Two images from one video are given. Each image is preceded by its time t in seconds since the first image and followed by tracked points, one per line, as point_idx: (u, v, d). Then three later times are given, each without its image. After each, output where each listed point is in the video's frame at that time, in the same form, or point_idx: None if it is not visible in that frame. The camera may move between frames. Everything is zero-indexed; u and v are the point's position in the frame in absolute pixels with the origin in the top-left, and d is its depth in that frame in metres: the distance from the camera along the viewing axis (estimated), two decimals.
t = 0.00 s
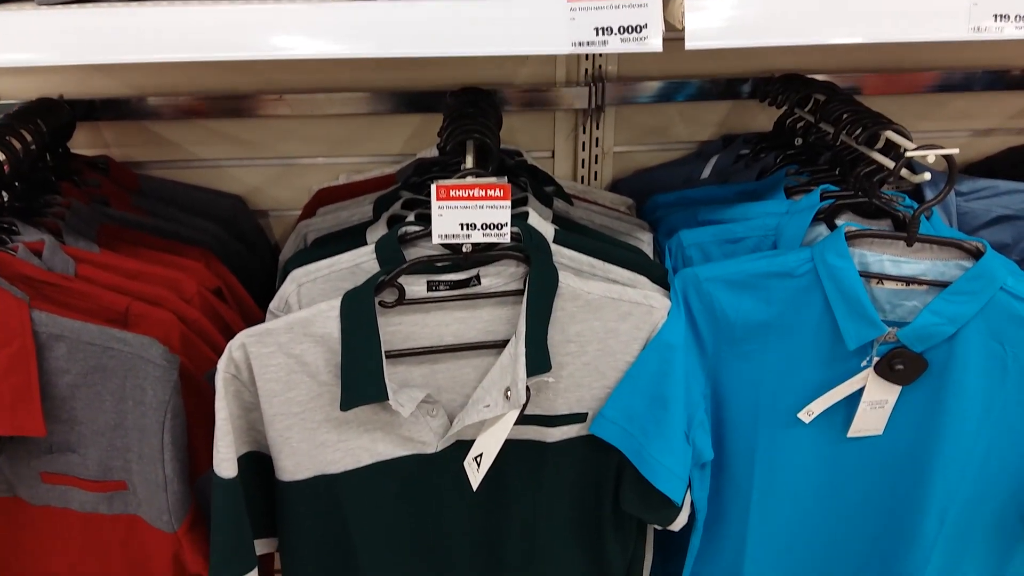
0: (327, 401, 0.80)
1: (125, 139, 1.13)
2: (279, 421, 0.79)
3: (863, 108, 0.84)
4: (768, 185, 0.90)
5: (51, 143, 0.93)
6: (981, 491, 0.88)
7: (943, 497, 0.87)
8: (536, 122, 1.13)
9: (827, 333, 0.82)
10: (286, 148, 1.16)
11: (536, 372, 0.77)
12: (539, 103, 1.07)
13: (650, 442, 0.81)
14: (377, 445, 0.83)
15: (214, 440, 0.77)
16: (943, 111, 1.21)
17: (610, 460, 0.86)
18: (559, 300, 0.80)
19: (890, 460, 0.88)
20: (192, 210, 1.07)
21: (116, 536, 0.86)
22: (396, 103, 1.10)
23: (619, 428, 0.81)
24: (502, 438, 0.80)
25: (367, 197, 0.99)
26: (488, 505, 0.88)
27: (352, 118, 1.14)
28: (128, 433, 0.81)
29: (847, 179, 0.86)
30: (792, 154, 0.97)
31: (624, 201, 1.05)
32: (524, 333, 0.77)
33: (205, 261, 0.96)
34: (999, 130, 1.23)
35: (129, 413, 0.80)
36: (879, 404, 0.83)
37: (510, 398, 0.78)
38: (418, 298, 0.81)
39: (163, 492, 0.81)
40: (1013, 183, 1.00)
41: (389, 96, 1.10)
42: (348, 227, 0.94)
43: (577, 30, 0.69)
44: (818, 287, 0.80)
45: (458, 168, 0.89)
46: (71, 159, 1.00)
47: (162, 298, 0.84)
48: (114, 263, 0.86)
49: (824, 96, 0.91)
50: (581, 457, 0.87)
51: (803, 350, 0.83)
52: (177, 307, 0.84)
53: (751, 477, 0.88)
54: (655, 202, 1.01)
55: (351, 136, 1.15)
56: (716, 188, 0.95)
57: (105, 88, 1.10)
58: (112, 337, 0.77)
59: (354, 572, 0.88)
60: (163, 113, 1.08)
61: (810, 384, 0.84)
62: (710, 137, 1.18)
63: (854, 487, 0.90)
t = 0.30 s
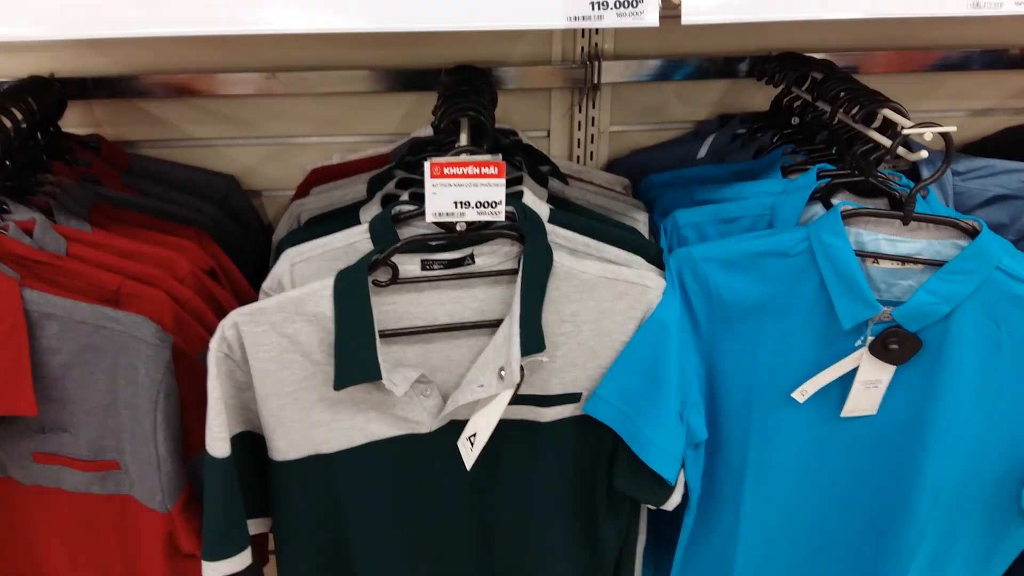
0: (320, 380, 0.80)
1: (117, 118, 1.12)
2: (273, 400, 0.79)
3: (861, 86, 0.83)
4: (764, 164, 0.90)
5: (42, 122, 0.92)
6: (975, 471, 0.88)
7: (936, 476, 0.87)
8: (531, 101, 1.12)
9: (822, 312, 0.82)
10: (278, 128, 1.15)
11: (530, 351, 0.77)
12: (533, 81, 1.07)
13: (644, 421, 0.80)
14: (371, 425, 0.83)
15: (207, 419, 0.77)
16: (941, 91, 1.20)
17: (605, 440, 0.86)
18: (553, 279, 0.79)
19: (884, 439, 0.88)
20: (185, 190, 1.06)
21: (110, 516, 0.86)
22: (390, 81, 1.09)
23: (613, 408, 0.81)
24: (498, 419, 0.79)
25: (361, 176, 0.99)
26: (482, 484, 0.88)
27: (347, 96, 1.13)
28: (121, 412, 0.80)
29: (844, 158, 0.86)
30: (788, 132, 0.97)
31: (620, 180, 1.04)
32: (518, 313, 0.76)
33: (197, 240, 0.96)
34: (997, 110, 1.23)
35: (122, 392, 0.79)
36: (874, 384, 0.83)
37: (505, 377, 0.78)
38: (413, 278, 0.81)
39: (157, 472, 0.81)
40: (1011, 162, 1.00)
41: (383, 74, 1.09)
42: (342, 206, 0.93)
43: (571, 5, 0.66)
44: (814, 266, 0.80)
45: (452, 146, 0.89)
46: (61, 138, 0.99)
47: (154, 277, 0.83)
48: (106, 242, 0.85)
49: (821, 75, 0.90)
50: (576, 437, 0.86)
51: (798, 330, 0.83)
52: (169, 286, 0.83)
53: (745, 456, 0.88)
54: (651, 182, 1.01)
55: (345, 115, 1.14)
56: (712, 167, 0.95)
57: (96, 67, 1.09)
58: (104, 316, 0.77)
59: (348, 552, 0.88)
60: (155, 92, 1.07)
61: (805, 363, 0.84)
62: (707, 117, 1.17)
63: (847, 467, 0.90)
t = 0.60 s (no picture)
0: (314, 364, 0.79)
1: (108, 101, 1.11)
2: (266, 384, 0.79)
3: (856, 68, 0.83)
4: (759, 148, 0.90)
5: (33, 104, 0.90)
6: (969, 453, 0.88)
7: (929, 459, 0.87)
8: (525, 84, 1.12)
9: (817, 296, 0.82)
10: (271, 111, 1.14)
11: (525, 335, 0.76)
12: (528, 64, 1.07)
13: (638, 405, 0.80)
14: (365, 408, 0.82)
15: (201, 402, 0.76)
16: (937, 74, 1.20)
17: (599, 424, 0.86)
18: (548, 263, 0.79)
19: (878, 423, 0.88)
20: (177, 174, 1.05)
21: (104, 500, 0.86)
22: (383, 63, 1.08)
23: (607, 391, 0.81)
24: (491, 401, 0.80)
25: (355, 159, 0.98)
26: (477, 468, 0.88)
27: (339, 79, 1.12)
28: (114, 396, 0.80)
29: (840, 141, 0.86)
30: (784, 116, 0.97)
31: (615, 164, 1.04)
32: (513, 296, 0.76)
33: (190, 223, 0.94)
34: (994, 94, 1.22)
35: (114, 376, 0.79)
36: (868, 367, 0.83)
37: (499, 361, 0.77)
38: (407, 261, 0.80)
39: (150, 457, 0.80)
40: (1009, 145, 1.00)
41: (375, 56, 1.08)
42: (336, 189, 0.93)
43: None
44: (809, 250, 0.79)
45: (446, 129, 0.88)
46: (52, 120, 0.98)
47: (147, 261, 0.82)
48: (98, 225, 0.84)
49: (817, 58, 0.90)
50: (570, 421, 0.86)
51: (793, 314, 0.83)
52: (161, 270, 0.83)
53: (739, 440, 0.88)
54: (646, 166, 1.00)
55: (338, 97, 1.14)
56: (707, 150, 0.95)
57: (86, 49, 1.08)
58: (96, 300, 0.76)
59: (343, 536, 0.88)
60: (145, 74, 1.06)
61: (800, 347, 0.84)
62: (703, 101, 1.16)
63: (841, 450, 0.90)
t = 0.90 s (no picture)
0: (312, 349, 0.79)
1: (103, 84, 1.10)
2: (263, 369, 0.78)
3: (857, 51, 0.82)
4: (760, 132, 0.89)
5: (26, 87, 0.89)
6: (968, 438, 0.88)
7: (928, 444, 0.87)
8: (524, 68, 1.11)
9: (817, 281, 0.81)
10: (267, 94, 1.13)
11: (523, 320, 0.76)
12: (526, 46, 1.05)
13: (637, 390, 0.80)
14: (363, 393, 0.82)
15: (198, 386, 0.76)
16: (938, 58, 1.19)
17: (598, 410, 0.86)
18: (547, 248, 0.78)
19: (877, 409, 0.88)
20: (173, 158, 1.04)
21: (102, 484, 0.86)
22: (380, 47, 1.07)
23: (606, 377, 0.81)
24: (490, 386, 0.79)
25: (352, 142, 0.98)
26: (475, 453, 0.88)
27: (336, 62, 1.11)
28: (111, 381, 0.80)
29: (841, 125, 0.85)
30: (784, 100, 0.96)
31: (615, 149, 1.04)
32: (512, 281, 0.76)
33: (186, 208, 0.94)
34: (995, 78, 1.22)
35: (111, 361, 0.78)
36: (868, 353, 0.82)
37: (498, 345, 0.77)
38: (404, 246, 0.80)
39: (148, 442, 0.80)
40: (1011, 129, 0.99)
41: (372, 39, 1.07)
42: (334, 173, 0.92)
43: None
44: (809, 235, 0.79)
45: (445, 112, 0.88)
46: (46, 104, 0.97)
47: (143, 245, 0.82)
48: (93, 210, 0.84)
49: (818, 41, 0.89)
50: (569, 406, 0.86)
51: (793, 299, 0.82)
52: (157, 254, 0.82)
53: (738, 425, 0.88)
54: (645, 150, 1.00)
55: (335, 81, 1.13)
56: (707, 135, 0.94)
57: (80, 32, 1.07)
58: (92, 284, 0.76)
59: (341, 521, 0.88)
60: (140, 57, 1.05)
61: (799, 332, 0.84)
62: (703, 85, 1.15)
63: (840, 435, 0.90)
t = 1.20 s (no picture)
0: (309, 335, 0.79)
1: (98, 69, 1.09)
2: (261, 355, 0.78)
3: (860, 36, 0.81)
4: (761, 118, 0.89)
5: (20, 71, 0.88)
6: (967, 425, 0.88)
7: (928, 431, 0.87)
8: (523, 52, 1.10)
9: (818, 268, 0.81)
10: (265, 79, 1.12)
11: (522, 307, 0.75)
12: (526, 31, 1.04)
13: (637, 377, 0.80)
14: (361, 380, 0.82)
15: (195, 373, 0.76)
16: (940, 45, 1.18)
17: (597, 397, 0.86)
18: (546, 234, 0.78)
19: (876, 396, 0.88)
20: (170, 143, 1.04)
21: (99, 471, 0.85)
22: (378, 31, 1.06)
23: (606, 364, 0.80)
24: (488, 374, 0.79)
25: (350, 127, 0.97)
26: (474, 440, 0.88)
27: (334, 46, 1.10)
28: (107, 367, 0.79)
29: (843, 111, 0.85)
30: (785, 86, 0.96)
31: (614, 134, 1.03)
32: (511, 268, 0.75)
33: (182, 192, 0.93)
34: (996, 65, 1.21)
35: (107, 347, 0.78)
36: (868, 340, 0.82)
37: (497, 332, 0.76)
38: (402, 232, 0.79)
39: (145, 429, 0.80)
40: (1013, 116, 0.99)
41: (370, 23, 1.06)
42: (331, 158, 0.92)
43: None
44: (811, 221, 0.78)
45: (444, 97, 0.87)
46: (40, 88, 0.96)
47: (139, 230, 0.81)
48: (89, 195, 0.83)
49: (819, 26, 0.88)
50: (568, 393, 0.86)
51: (793, 286, 0.82)
52: (153, 239, 0.82)
53: (738, 412, 0.88)
54: (644, 137, 0.99)
55: (333, 66, 1.12)
56: (707, 121, 0.94)
57: (74, 15, 1.05)
58: (88, 270, 0.75)
59: (340, 507, 0.88)
60: (136, 40, 1.03)
61: (799, 319, 0.83)
62: (703, 71, 1.15)
63: (840, 422, 0.90)
